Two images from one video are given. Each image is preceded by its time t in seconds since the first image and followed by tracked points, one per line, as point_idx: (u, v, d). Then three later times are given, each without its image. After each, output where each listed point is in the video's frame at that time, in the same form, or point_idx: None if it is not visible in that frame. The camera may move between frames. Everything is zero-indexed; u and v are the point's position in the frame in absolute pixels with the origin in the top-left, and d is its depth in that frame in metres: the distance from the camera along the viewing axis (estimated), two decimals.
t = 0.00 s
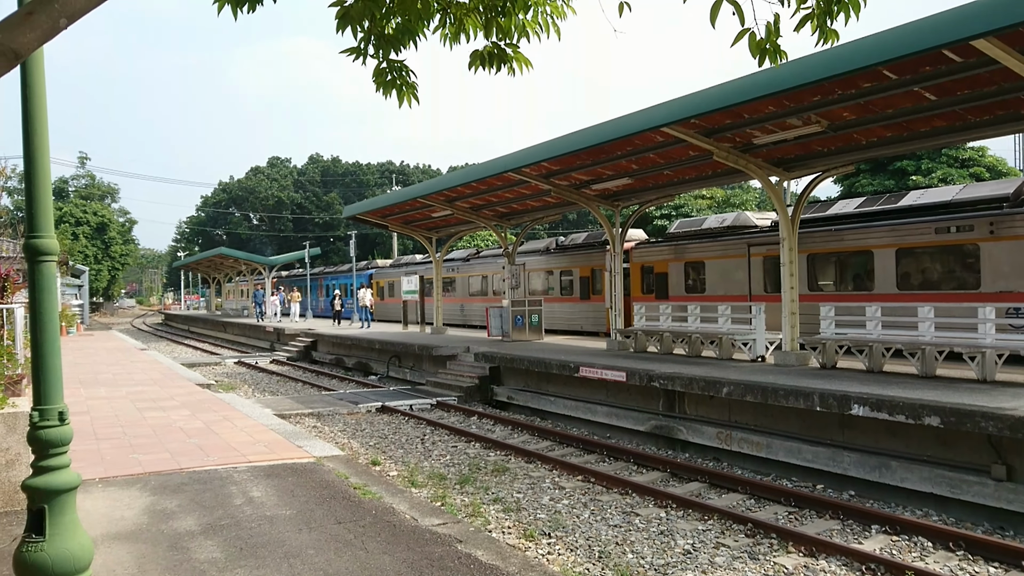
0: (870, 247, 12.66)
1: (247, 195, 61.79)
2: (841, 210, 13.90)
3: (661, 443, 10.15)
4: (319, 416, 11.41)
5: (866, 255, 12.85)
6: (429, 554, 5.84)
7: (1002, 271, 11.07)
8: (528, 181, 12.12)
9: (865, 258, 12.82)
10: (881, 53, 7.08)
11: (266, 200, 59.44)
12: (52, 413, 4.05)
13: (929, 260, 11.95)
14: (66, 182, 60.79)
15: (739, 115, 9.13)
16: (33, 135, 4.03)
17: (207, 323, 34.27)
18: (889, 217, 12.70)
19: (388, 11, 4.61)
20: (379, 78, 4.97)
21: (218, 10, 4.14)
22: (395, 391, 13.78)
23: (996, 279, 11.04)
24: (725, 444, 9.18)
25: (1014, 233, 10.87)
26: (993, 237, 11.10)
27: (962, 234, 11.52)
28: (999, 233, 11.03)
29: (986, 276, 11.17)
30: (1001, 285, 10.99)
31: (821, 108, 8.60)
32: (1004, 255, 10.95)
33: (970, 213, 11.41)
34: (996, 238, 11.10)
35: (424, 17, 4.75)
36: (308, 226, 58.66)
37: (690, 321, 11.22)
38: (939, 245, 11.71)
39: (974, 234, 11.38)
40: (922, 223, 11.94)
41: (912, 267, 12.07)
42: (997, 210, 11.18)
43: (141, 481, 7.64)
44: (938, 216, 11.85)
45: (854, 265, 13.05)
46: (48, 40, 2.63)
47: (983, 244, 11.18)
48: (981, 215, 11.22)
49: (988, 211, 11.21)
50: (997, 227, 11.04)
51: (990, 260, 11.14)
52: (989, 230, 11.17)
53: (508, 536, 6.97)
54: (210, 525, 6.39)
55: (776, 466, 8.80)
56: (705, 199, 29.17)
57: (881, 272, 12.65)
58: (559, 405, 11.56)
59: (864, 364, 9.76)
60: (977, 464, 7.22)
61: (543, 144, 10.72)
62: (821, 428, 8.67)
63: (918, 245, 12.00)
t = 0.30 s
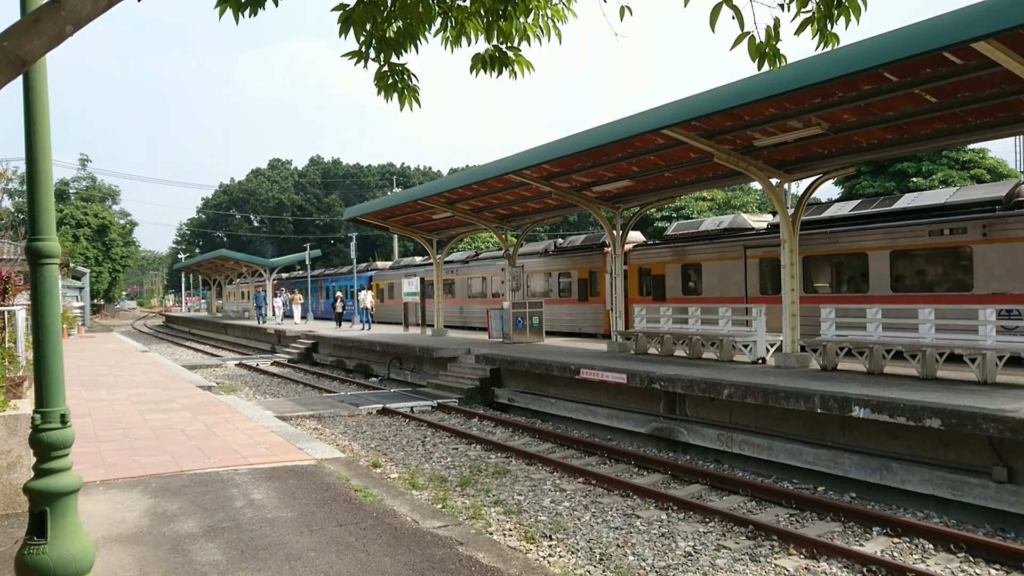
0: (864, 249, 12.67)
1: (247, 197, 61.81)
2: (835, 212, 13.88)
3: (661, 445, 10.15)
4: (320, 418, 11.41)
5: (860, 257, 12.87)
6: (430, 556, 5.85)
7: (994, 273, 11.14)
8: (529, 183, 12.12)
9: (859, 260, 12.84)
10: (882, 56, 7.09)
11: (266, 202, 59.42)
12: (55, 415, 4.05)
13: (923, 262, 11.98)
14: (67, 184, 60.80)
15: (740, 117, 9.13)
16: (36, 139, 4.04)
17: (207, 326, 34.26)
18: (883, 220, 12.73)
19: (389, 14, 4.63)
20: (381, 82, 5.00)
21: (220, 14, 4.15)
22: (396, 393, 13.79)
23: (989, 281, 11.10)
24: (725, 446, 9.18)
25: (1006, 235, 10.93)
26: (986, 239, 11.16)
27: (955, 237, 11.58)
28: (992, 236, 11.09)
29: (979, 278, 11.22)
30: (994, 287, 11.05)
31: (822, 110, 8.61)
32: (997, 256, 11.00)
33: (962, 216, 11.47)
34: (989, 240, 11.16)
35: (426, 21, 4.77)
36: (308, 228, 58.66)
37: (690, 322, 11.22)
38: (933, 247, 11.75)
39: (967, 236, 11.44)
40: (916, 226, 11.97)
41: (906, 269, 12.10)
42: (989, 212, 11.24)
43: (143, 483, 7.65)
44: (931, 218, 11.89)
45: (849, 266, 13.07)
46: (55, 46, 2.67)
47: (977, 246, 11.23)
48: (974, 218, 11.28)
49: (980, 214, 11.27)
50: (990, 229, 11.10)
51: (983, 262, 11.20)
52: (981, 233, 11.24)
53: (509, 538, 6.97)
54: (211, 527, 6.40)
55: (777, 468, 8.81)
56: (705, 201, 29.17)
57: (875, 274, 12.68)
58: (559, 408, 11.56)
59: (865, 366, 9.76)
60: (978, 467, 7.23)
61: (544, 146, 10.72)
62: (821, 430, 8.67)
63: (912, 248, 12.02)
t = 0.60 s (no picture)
0: (854, 251, 12.69)
1: (245, 199, 61.76)
2: (827, 215, 13.88)
3: (659, 446, 10.15)
4: (317, 420, 11.40)
5: (851, 259, 12.90)
6: (427, 558, 5.84)
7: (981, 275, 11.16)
8: (526, 185, 12.12)
9: (850, 262, 12.87)
10: (879, 58, 7.10)
11: (264, 204, 59.38)
12: (52, 417, 4.04)
13: (912, 264, 12.01)
14: (65, 186, 60.72)
15: (737, 118, 9.13)
16: (34, 141, 4.04)
17: (206, 327, 34.22)
18: (873, 222, 12.76)
19: (386, 16, 4.63)
20: (378, 84, 5.01)
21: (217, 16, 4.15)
22: (394, 394, 13.78)
23: (976, 282, 11.12)
24: (724, 448, 9.17)
25: (993, 237, 10.96)
26: (973, 241, 11.19)
27: (943, 239, 11.60)
28: (978, 238, 11.13)
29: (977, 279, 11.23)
30: (981, 288, 11.07)
31: (819, 111, 8.62)
32: (984, 258, 11.03)
33: (949, 218, 11.51)
34: (976, 242, 11.19)
35: (422, 23, 4.77)
36: (306, 230, 58.63)
37: (688, 323, 11.23)
38: (921, 249, 11.77)
39: (954, 238, 11.46)
40: (904, 228, 12.00)
41: (895, 271, 12.14)
42: (975, 214, 11.27)
43: (140, 484, 7.64)
44: (920, 221, 11.92)
45: (840, 268, 13.11)
46: (53, 51, 2.68)
47: (964, 248, 11.26)
48: (960, 220, 11.31)
49: (967, 216, 11.30)
50: (976, 231, 11.13)
51: (970, 264, 11.23)
52: (968, 235, 11.27)
53: (507, 540, 6.97)
54: (208, 529, 6.39)
55: (775, 469, 8.82)
56: (703, 202, 29.20)
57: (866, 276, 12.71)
58: (557, 409, 11.55)
59: (862, 367, 9.77)
60: (975, 468, 7.24)
61: (541, 148, 10.73)
62: (820, 431, 8.68)
63: (902, 249, 12.04)
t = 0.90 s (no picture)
0: (840, 253, 12.75)
1: (240, 200, 61.58)
2: (816, 217, 13.92)
3: (655, 448, 10.16)
4: (313, 422, 11.38)
5: (837, 261, 12.96)
6: (424, 559, 5.84)
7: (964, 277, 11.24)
8: (522, 186, 12.12)
9: (836, 263, 12.93)
10: (873, 60, 7.13)
11: (259, 205, 59.30)
12: (47, 419, 4.02)
13: (897, 265, 12.07)
14: (58, 187, 60.52)
15: (732, 120, 9.15)
16: (29, 143, 4.03)
17: (201, 329, 34.12)
18: (858, 224, 12.82)
19: (382, 18, 4.63)
20: (374, 86, 5.01)
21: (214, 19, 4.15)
22: (390, 396, 13.76)
23: (958, 284, 11.19)
24: (719, 448, 9.19)
25: (976, 239, 11.04)
26: (956, 243, 11.26)
27: (926, 241, 11.67)
28: (961, 240, 11.20)
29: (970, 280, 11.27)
30: (963, 290, 11.14)
31: (814, 113, 8.65)
32: (967, 260, 11.11)
33: (933, 221, 11.58)
34: (959, 244, 11.27)
35: (418, 25, 4.78)
36: (301, 231, 58.56)
37: (683, 325, 11.26)
38: (906, 251, 11.84)
39: (938, 240, 11.53)
40: (889, 230, 12.06)
41: (880, 272, 12.22)
42: (958, 217, 11.35)
43: (135, 487, 7.62)
44: (905, 223, 11.99)
45: (826, 269, 13.18)
46: (50, 54, 2.67)
47: (947, 250, 11.32)
48: (943, 222, 11.38)
49: (950, 219, 11.37)
50: (959, 234, 11.21)
51: (953, 266, 11.30)
52: (952, 237, 11.34)
53: (503, 542, 6.97)
54: (204, 531, 6.38)
55: (771, 470, 8.84)
56: (698, 204, 29.28)
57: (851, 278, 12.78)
58: (553, 410, 11.55)
59: (857, 368, 9.80)
60: (969, 468, 7.27)
61: (537, 150, 10.75)
62: (815, 431, 8.70)
63: (886, 251, 12.10)
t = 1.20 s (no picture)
0: (823, 254, 12.88)
1: (233, 200, 61.36)
2: (800, 219, 13.97)
3: (648, 448, 10.16)
4: (306, 423, 11.35)
5: (820, 262, 13.10)
6: (417, 561, 5.83)
7: (942, 278, 11.40)
8: (515, 187, 12.12)
9: (819, 265, 13.07)
10: (865, 62, 7.16)
11: (252, 205, 59.17)
12: (38, 421, 4.01)
13: (878, 266, 12.23)
14: (50, 187, 60.25)
15: (725, 121, 9.17)
16: (20, 143, 4.00)
17: (193, 330, 34.00)
18: (840, 225, 12.94)
19: (376, 19, 4.62)
20: (367, 86, 5.01)
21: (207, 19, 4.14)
22: (383, 396, 13.73)
23: (937, 285, 11.37)
24: (712, 449, 9.21)
25: (954, 241, 11.20)
26: (936, 245, 11.42)
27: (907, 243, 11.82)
28: (940, 242, 11.36)
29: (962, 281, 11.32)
30: (941, 291, 11.31)
31: (806, 114, 8.67)
32: (945, 262, 11.27)
33: (913, 223, 11.73)
34: (938, 246, 11.44)
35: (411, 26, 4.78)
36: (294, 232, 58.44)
37: (676, 325, 11.26)
38: (886, 252, 11.98)
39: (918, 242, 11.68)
40: (870, 232, 12.19)
41: (862, 273, 12.37)
42: (937, 219, 11.49)
43: (127, 488, 7.59)
44: (885, 225, 12.12)
45: (810, 270, 13.31)
46: (41, 54, 2.67)
47: (926, 252, 11.48)
48: (923, 224, 11.53)
49: (929, 220, 11.52)
50: (938, 235, 11.37)
51: (931, 267, 11.47)
52: (931, 239, 11.50)
53: (496, 543, 6.97)
54: (196, 533, 6.35)
55: (764, 470, 8.86)
56: (691, 204, 29.34)
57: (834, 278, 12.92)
58: (546, 411, 11.56)
59: (849, 368, 9.84)
60: (961, 468, 7.31)
61: (530, 151, 10.75)
62: (807, 432, 8.72)
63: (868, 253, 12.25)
